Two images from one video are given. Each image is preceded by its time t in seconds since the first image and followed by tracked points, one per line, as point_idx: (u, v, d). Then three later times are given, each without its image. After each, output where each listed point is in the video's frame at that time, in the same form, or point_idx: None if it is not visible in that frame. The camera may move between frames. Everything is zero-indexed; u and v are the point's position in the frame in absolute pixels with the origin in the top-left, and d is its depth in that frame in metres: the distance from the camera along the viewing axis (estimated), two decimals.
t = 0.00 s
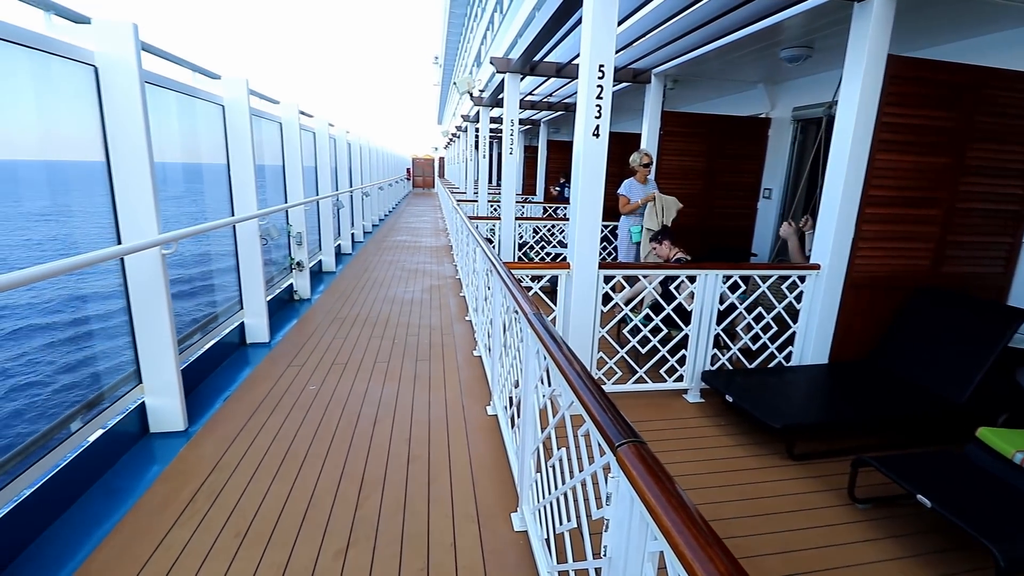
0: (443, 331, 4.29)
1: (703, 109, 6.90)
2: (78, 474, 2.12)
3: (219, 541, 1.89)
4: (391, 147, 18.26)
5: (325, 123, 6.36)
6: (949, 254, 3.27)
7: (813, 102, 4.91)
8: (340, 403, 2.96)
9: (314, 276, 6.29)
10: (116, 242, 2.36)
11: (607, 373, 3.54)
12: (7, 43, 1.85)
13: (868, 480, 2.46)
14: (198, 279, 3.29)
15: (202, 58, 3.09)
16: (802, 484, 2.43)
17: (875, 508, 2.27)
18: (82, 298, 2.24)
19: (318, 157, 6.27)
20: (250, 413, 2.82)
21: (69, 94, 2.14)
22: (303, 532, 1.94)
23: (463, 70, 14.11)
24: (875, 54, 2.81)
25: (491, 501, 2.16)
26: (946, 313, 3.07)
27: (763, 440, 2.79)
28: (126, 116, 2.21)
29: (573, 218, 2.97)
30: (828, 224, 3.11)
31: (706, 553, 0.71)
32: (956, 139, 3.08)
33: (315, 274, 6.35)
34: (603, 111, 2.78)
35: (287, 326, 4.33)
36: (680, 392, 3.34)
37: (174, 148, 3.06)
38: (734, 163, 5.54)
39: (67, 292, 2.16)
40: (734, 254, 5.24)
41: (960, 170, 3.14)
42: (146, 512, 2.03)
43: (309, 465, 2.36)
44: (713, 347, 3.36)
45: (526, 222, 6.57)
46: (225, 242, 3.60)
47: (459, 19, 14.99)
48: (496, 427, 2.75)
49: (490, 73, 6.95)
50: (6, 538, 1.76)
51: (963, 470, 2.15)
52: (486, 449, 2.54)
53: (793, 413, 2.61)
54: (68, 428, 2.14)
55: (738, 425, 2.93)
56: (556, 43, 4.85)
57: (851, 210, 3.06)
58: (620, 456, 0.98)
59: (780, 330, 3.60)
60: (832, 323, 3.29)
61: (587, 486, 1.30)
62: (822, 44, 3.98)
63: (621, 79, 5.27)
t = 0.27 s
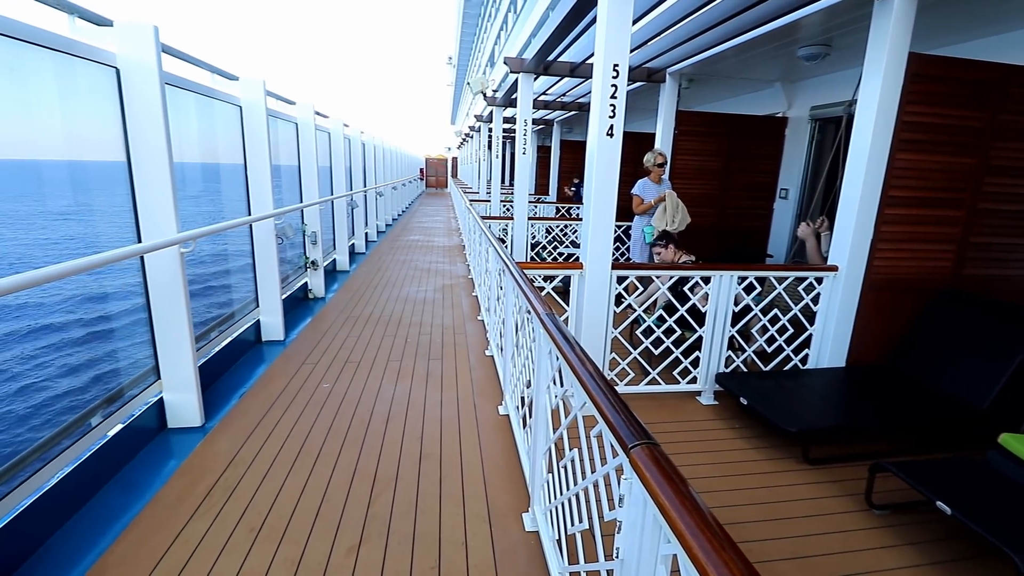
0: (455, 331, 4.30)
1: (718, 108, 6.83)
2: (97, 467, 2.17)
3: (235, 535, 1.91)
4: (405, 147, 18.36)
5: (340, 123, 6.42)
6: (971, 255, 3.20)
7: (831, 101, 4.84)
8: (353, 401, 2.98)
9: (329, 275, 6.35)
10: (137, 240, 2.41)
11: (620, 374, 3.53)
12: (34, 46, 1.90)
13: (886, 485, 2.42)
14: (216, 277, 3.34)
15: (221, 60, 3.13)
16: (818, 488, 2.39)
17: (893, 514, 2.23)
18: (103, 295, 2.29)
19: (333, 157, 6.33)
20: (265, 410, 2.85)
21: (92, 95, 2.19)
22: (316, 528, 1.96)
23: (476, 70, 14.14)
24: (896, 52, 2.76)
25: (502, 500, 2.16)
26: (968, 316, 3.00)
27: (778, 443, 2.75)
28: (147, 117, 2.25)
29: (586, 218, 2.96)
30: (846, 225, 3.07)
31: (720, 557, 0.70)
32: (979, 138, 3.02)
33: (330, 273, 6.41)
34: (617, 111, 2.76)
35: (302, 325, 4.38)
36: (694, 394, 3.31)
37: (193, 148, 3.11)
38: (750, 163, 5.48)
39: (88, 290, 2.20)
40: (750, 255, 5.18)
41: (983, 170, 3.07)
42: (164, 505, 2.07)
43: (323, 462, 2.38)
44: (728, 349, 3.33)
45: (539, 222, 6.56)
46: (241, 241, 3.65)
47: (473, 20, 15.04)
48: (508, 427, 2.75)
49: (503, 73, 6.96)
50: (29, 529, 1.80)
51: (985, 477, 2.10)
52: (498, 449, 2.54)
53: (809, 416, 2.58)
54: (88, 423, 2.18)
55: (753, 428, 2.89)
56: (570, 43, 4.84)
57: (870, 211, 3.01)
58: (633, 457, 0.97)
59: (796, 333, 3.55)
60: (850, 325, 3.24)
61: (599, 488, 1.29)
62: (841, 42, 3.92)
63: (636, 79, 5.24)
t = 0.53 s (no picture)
0: (466, 330, 4.31)
1: (730, 108, 6.78)
2: (114, 463, 2.20)
3: (247, 531, 1.93)
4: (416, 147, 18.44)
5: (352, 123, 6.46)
6: (990, 257, 3.14)
7: (847, 100, 4.77)
8: (364, 400, 3.00)
9: (341, 274, 6.39)
10: (153, 239, 2.44)
11: (631, 375, 3.51)
12: (54, 48, 1.93)
13: (902, 490, 2.38)
14: (230, 276, 3.38)
15: (236, 61, 3.16)
16: (832, 492, 2.36)
17: (910, 519, 2.19)
18: (121, 293, 2.32)
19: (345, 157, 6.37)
20: (278, 407, 2.88)
21: (110, 96, 2.22)
22: (327, 525, 1.98)
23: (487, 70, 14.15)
24: (914, 50, 2.72)
25: (512, 501, 2.16)
26: (987, 319, 2.94)
27: (791, 446, 2.72)
28: (164, 118, 2.28)
29: (598, 218, 2.95)
30: (862, 226, 3.02)
31: (733, 560, 0.69)
32: (1000, 137, 2.96)
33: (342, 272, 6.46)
34: (629, 110, 2.75)
35: (314, 323, 4.41)
36: (706, 395, 3.28)
37: (208, 148, 3.15)
38: (764, 163, 5.43)
39: (107, 288, 2.24)
40: (763, 256, 5.13)
41: (1003, 170, 3.01)
42: (178, 500, 2.09)
43: (334, 460, 2.40)
44: (740, 351, 3.30)
45: (550, 221, 6.55)
46: (255, 240, 3.69)
47: (485, 20, 15.07)
48: (518, 426, 2.75)
49: (515, 73, 6.96)
50: (47, 523, 1.83)
51: (1004, 482, 2.06)
52: (508, 448, 2.54)
53: (823, 419, 2.55)
54: (105, 418, 2.22)
55: (765, 431, 2.86)
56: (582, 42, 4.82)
57: (887, 211, 2.97)
58: (645, 459, 0.97)
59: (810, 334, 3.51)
60: (865, 328, 3.19)
61: (610, 489, 1.29)
62: (857, 40, 3.87)
63: (648, 78, 5.21)
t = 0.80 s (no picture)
0: (475, 330, 4.32)
1: (742, 107, 6.72)
2: (128, 458, 2.23)
3: (258, 527, 1.95)
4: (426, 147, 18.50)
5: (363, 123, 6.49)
6: (1008, 258, 3.09)
7: (862, 99, 4.72)
8: (373, 398, 3.02)
9: (351, 273, 6.43)
10: (167, 238, 2.47)
11: (641, 376, 3.49)
12: (72, 49, 1.96)
13: (916, 496, 2.35)
14: (242, 275, 3.42)
15: (250, 62, 3.20)
16: (845, 497, 2.33)
17: (924, 525, 2.16)
18: (136, 291, 2.36)
19: (356, 157, 6.41)
20: (288, 405, 2.91)
21: (126, 97, 2.25)
22: (337, 523, 1.99)
23: (497, 70, 14.17)
24: (932, 48, 2.68)
25: (521, 501, 2.16)
26: (1005, 322, 2.89)
27: (803, 450, 2.69)
28: (179, 118, 2.31)
29: (608, 218, 2.93)
30: (877, 227, 2.98)
31: (743, 562, 0.69)
32: (1019, 137, 2.91)
33: (352, 271, 6.50)
34: (640, 110, 2.73)
35: (324, 322, 4.44)
36: (716, 397, 3.26)
37: (222, 148, 3.18)
38: (776, 163, 5.38)
39: (122, 285, 2.28)
40: (775, 256, 5.08)
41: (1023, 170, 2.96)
42: (190, 496, 2.12)
43: (344, 458, 2.41)
44: (751, 352, 3.26)
45: (560, 221, 6.55)
46: (267, 239, 3.72)
47: (495, 20, 15.08)
48: (527, 426, 2.75)
49: (525, 73, 6.95)
50: (63, 516, 1.87)
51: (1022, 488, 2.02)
52: (517, 448, 2.54)
53: (836, 423, 2.52)
54: (120, 414, 2.25)
55: (777, 433, 2.84)
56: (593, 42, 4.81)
57: (902, 212, 2.93)
58: (655, 460, 0.96)
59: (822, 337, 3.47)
60: (880, 330, 3.15)
61: (619, 490, 1.28)
62: (873, 38, 3.81)
63: (659, 77, 5.18)
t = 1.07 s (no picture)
0: (485, 330, 4.32)
1: (756, 106, 6.65)
2: (143, 454, 2.27)
3: (270, 524, 1.97)
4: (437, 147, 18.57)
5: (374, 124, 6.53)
6: None
7: (878, 98, 4.65)
8: (384, 397, 3.03)
9: (362, 272, 6.47)
10: (183, 237, 2.50)
11: (651, 377, 3.47)
12: (90, 51, 1.98)
13: (932, 501, 2.31)
14: (255, 274, 3.45)
15: (263, 63, 3.23)
16: (859, 501, 2.30)
17: (940, 531, 2.12)
18: (151, 289, 2.39)
19: (368, 157, 6.44)
20: (300, 403, 2.93)
21: (142, 98, 2.28)
22: (347, 520, 2.00)
23: (508, 70, 14.18)
24: (950, 47, 2.63)
25: (530, 501, 2.16)
26: None
27: (816, 453, 2.66)
28: (194, 118, 2.34)
29: (619, 218, 2.92)
30: (893, 228, 2.94)
31: (756, 566, 0.68)
32: None
33: (363, 270, 6.54)
34: (652, 110, 2.72)
35: (335, 321, 4.48)
36: (728, 399, 3.23)
37: (236, 148, 3.21)
38: (790, 163, 5.32)
39: (138, 283, 2.31)
40: (789, 257, 5.03)
41: None
42: (204, 492, 2.15)
43: (354, 456, 2.43)
44: (764, 354, 3.23)
45: (570, 222, 6.54)
46: (280, 239, 3.75)
47: (506, 20, 15.09)
48: (537, 427, 2.75)
49: (536, 73, 6.95)
50: (79, 511, 1.90)
51: None
52: (526, 448, 2.54)
53: (850, 426, 2.48)
54: (135, 410, 2.29)
55: (790, 436, 2.81)
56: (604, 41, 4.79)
57: (919, 213, 2.88)
58: (666, 462, 0.96)
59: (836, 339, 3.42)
60: (896, 333, 3.10)
61: (630, 491, 1.27)
62: (890, 36, 3.76)
63: (671, 76, 5.15)
